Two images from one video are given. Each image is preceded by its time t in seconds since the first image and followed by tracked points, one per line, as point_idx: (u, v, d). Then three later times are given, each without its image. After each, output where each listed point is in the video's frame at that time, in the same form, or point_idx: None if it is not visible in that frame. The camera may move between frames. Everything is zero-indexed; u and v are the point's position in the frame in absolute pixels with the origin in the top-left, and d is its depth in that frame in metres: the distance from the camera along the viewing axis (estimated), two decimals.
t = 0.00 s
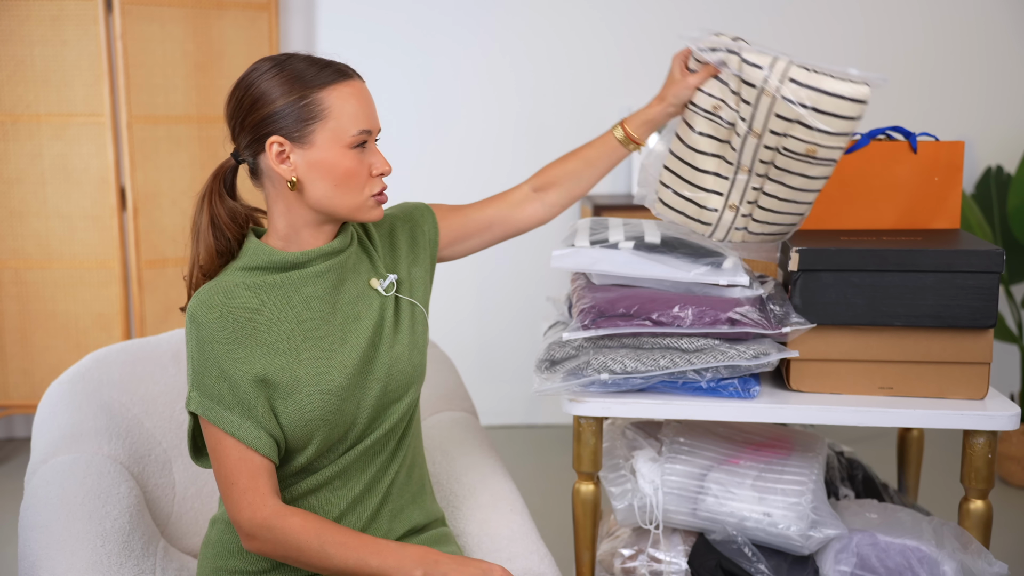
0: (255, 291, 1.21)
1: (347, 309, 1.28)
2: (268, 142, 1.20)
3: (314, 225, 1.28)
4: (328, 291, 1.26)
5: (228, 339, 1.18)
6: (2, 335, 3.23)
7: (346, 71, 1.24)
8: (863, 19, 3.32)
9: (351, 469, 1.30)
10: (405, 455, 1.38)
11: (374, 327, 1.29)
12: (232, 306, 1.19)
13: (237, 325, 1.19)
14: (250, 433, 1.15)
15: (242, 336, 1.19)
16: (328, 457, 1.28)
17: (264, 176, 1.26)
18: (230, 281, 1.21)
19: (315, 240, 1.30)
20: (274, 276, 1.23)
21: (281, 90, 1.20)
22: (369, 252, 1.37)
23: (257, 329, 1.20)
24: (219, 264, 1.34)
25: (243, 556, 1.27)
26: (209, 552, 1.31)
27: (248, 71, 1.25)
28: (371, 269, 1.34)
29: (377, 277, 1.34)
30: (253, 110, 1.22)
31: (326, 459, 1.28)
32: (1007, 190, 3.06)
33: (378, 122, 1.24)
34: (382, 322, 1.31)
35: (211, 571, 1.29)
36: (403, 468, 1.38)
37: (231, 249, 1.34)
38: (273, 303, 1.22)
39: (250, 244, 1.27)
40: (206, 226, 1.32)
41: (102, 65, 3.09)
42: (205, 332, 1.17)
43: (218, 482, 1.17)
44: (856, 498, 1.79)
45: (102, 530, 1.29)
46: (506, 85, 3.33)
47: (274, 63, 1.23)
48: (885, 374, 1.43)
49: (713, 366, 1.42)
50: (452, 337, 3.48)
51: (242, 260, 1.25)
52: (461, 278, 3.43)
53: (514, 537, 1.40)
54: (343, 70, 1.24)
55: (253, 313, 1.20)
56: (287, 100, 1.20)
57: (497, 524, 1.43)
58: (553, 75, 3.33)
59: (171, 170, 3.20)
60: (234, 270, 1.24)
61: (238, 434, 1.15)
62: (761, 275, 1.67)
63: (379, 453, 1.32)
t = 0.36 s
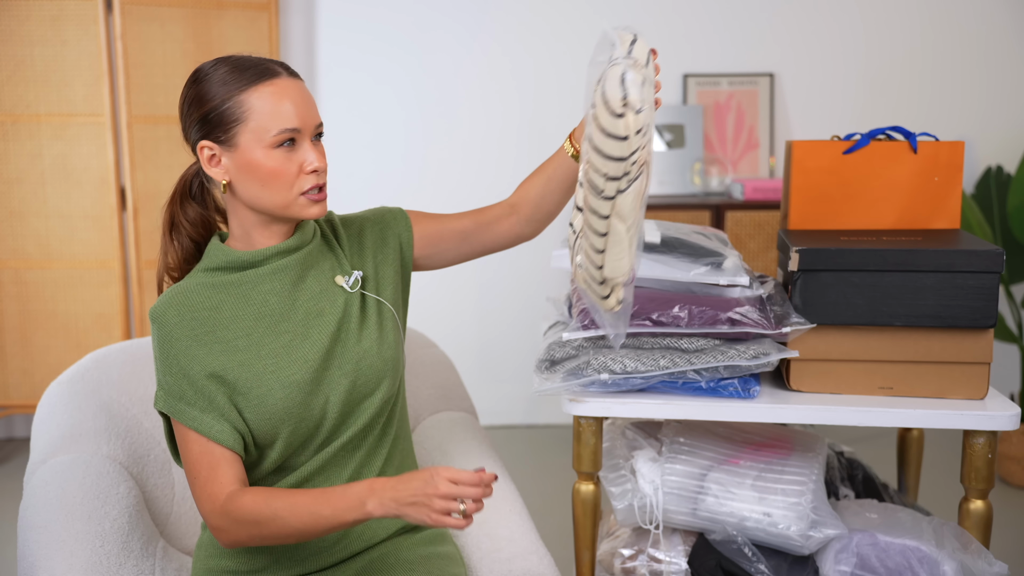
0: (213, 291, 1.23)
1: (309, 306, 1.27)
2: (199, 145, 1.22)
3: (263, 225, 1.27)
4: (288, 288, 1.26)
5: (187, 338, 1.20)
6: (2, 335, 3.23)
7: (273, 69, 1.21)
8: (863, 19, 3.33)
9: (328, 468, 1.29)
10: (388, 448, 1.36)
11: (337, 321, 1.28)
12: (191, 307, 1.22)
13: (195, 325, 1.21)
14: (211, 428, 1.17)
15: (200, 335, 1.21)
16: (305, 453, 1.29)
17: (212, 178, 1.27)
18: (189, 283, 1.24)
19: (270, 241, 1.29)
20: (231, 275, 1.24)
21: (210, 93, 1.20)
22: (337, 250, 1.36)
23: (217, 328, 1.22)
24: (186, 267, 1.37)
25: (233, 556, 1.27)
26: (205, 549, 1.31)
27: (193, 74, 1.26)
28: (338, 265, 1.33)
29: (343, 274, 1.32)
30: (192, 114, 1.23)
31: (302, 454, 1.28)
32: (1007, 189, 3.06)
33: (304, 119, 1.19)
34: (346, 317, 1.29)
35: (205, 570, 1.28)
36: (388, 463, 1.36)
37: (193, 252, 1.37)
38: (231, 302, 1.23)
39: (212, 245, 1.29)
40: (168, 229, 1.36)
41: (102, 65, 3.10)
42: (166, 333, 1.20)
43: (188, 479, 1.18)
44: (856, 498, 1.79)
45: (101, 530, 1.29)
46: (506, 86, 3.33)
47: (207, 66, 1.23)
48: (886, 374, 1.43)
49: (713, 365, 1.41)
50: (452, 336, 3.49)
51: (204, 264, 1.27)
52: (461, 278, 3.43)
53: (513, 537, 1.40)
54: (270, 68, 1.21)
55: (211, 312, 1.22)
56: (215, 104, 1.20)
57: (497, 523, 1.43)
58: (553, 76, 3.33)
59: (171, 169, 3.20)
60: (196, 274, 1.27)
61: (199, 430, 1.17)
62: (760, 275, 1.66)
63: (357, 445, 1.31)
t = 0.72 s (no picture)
0: (211, 284, 1.23)
1: (306, 301, 1.25)
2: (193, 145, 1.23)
3: (251, 225, 1.25)
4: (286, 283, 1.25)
5: (184, 327, 1.20)
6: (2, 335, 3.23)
7: (250, 70, 1.16)
8: (863, 19, 3.32)
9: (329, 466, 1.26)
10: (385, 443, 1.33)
11: (333, 319, 1.26)
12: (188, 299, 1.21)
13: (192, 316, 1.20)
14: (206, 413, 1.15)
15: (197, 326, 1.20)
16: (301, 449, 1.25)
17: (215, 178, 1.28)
18: (189, 276, 1.23)
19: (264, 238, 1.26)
20: (230, 269, 1.24)
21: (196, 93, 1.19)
22: (336, 252, 1.34)
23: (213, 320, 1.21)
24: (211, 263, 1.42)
25: (234, 553, 1.27)
26: (206, 545, 1.30)
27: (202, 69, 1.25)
28: (338, 265, 1.32)
29: (342, 274, 1.31)
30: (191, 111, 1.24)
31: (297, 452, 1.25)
32: (1007, 189, 3.06)
33: (269, 124, 1.14)
34: (345, 314, 1.27)
35: (205, 567, 1.28)
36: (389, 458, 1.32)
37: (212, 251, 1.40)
38: (230, 296, 1.23)
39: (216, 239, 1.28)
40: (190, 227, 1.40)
41: (102, 65, 3.09)
42: (163, 322, 1.19)
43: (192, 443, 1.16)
44: (856, 497, 1.79)
45: (101, 530, 1.29)
46: (506, 86, 3.33)
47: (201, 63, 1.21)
48: (885, 374, 1.43)
49: (713, 365, 1.41)
50: (452, 337, 3.49)
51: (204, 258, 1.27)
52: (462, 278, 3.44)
53: (513, 537, 1.40)
54: (247, 69, 1.16)
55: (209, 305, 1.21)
56: (198, 104, 1.19)
57: (497, 524, 1.43)
58: (553, 76, 3.33)
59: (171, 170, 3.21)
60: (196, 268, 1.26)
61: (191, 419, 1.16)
62: (760, 276, 1.65)
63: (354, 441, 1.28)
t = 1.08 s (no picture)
0: (241, 277, 1.24)
1: (332, 307, 1.27)
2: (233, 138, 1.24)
3: (285, 225, 1.27)
4: (313, 287, 1.27)
5: (207, 317, 1.20)
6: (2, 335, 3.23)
7: (297, 72, 1.16)
8: (863, 19, 3.32)
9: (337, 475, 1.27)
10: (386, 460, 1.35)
11: (357, 329, 1.27)
12: (216, 288, 1.22)
13: (218, 306, 1.21)
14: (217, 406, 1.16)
15: (221, 317, 1.21)
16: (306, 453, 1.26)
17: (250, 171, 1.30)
18: (219, 265, 1.24)
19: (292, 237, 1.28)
20: (261, 266, 1.25)
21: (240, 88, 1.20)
22: (367, 264, 1.36)
23: (238, 313, 1.22)
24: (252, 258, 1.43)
25: (235, 552, 1.27)
26: (207, 543, 1.31)
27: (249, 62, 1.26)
28: (369, 277, 1.34)
29: (373, 288, 1.33)
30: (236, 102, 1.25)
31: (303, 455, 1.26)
32: (1007, 189, 3.06)
33: (310, 129, 1.15)
34: (369, 326, 1.29)
35: (206, 565, 1.28)
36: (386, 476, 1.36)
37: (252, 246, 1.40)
38: (256, 292, 1.24)
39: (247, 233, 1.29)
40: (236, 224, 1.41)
41: (102, 65, 3.09)
42: (188, 309, 1.20)
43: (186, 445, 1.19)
44: (856, 498, 1.79)
45: (101, 530, 1.29)
46: (506, 86, 3.33)
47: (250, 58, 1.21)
48: (885, 374, 1.43)
49: (713, 366, 1.41)
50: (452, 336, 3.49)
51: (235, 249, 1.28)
52: (462, 277, 3.44)
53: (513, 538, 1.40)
54: (293, 70, 1.16)
55: (236, 297, 1.22)
56: (241, 100, 1.20)
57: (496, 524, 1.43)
58: (553, 76, 3.33)
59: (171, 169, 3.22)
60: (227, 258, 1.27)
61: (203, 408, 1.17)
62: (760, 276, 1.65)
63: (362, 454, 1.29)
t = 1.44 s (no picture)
0: (249, 279, 1.24)
1: (338, 312, 1.28)
2: (274, 118, 1.28)
3: (298, 220, 1.28)
4: (320, 291, 1.28)
5: (212, 318, 1.20)
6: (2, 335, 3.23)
7: (368, 80, 1.24)
8: (863, 19, 3.32)
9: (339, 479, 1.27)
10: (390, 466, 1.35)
11: (363, 334, 1.28)
12: (223, 290, 1.22)
13: (224, 308, 1.21)
14: (220, 409, 1.16)
15: (227, 318, 1.21)
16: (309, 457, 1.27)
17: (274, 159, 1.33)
18: (226, 267, 1.24)
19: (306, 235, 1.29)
20: (269, 268, 1.25)
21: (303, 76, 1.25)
22: (374, 269, 1.37)
23: (245, 315, 1.22)
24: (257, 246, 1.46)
25: (238, 555, 1.26)
26: (207, 546, 1.30)
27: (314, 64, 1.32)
28: (376, 283, 1.35)
29: (380, 293, 1.34)
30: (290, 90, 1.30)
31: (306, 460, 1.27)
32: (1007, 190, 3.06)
33: (364, 129, 1.20)
34: (374, 331, 1.30)
35: (207, 567, 1.28)
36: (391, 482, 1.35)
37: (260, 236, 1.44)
38: (263, 294, 1.24)
39: (253, 232, 1.30)
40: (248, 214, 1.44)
41: (102, 65, 3.09)
42: (192, 310, 1.20)
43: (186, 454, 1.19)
44: (856, 498, 1.79)
45: (101, 530, 1.29)
46: (506, 86, 3.33)
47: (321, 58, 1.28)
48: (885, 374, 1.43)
49: (713, 366, 1.41)
50: (452, 337, 3.49)
51: (242, 249, 1.28)
52: (462, 277, 3.44)
53: (514, 538, 1.40)
54: (365, 78, 1.24)
55: (242, 299, 1.22)
56: (301, 86, 1.24)
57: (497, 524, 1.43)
58: (553, 77, 3.33)
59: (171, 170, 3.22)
60: (233, 259, 1.27)
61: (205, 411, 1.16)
62: (760, 276, 1.65)
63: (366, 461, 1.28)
